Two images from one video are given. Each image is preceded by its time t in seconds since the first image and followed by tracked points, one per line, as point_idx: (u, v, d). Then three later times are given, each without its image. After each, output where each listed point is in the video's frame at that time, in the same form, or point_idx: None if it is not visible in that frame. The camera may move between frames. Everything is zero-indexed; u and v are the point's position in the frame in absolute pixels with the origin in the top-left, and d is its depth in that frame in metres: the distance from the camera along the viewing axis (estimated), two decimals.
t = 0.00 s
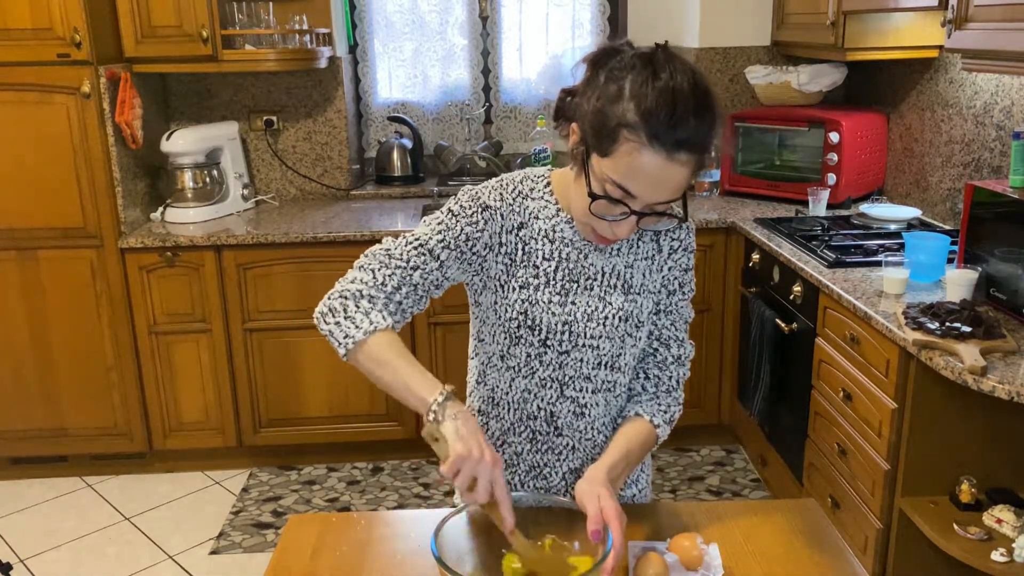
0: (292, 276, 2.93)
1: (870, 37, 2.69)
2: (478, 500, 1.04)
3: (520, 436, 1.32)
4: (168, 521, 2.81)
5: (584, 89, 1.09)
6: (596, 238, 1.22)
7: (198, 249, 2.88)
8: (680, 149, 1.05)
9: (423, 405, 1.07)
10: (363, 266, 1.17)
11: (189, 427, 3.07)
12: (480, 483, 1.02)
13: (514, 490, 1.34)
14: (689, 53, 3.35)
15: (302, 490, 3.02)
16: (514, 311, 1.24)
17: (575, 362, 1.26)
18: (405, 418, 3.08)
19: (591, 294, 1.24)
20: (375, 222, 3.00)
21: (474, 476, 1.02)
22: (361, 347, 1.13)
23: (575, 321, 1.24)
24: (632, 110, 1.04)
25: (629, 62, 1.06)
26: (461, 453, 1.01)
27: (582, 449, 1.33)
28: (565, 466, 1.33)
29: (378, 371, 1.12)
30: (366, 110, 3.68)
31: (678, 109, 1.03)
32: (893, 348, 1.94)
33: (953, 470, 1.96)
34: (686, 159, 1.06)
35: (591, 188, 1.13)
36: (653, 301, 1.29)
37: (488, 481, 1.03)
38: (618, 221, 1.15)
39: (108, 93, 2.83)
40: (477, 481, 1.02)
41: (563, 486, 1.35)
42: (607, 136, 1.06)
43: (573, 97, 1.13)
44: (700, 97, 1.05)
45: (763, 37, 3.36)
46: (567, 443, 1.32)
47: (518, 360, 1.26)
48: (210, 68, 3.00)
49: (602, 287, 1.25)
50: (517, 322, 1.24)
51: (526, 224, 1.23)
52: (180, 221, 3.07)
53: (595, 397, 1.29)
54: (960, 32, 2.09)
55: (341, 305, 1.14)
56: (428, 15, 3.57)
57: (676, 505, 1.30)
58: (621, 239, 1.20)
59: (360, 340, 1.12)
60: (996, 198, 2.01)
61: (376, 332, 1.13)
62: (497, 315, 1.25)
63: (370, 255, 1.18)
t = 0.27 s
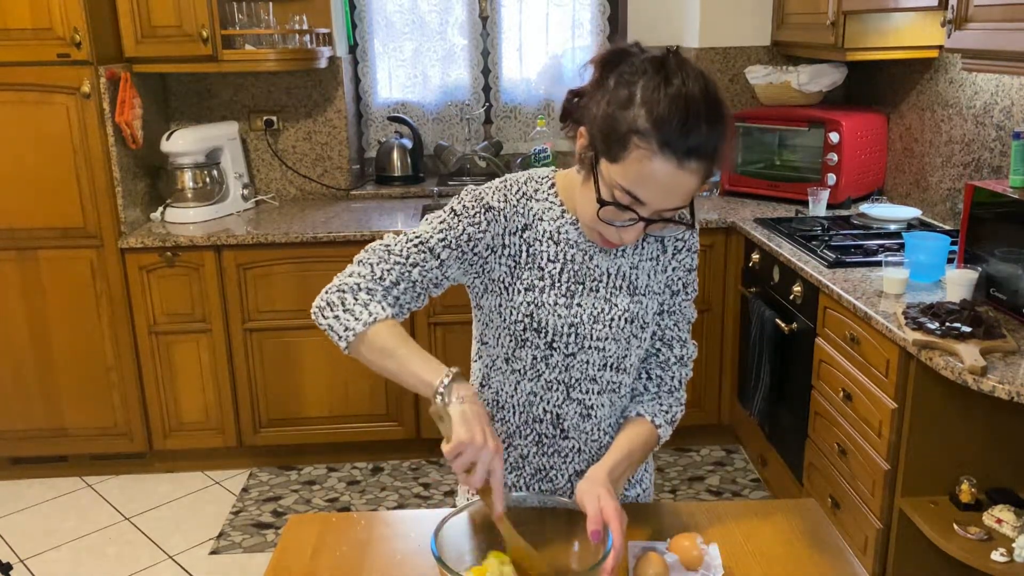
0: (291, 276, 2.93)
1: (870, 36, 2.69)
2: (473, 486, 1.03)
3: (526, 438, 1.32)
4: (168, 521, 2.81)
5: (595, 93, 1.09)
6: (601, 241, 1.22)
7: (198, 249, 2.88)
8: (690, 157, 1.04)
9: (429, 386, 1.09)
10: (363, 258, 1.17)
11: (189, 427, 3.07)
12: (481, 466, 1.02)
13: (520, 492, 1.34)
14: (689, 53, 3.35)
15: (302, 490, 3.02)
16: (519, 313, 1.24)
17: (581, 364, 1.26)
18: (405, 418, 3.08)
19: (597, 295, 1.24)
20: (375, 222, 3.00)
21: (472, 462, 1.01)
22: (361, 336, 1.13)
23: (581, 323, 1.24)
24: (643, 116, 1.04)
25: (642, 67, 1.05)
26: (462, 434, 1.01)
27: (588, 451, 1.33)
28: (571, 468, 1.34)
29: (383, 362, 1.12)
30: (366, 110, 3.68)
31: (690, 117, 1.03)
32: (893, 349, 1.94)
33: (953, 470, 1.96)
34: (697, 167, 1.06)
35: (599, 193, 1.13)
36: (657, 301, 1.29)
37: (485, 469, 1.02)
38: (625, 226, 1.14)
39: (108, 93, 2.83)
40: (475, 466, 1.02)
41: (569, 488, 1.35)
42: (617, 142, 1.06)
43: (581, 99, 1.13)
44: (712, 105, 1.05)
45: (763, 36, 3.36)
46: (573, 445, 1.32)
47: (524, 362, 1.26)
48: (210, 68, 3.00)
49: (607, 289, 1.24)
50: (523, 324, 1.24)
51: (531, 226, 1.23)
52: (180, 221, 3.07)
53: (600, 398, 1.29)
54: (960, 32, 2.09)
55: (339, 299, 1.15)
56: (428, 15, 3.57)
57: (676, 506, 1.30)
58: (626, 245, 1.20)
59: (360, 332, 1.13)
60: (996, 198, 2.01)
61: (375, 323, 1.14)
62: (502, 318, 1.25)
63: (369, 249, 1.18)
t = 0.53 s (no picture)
0: (291, 277, 2.93)
1: (870, 37, 2.69)
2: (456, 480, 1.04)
3: (531, 442, 1.32)
4: (168, 521, 2.81)
5: (600, 95, 1.09)
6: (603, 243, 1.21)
7: (198, 248, 2.88)
8: (697, 161, 1.05)
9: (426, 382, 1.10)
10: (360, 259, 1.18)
11: (189, 427, 3.07)
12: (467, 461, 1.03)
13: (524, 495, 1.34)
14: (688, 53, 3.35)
15: (302, 490, 3.02)
16: (523, 316, 1.24)
17: (586, 366, 1.26)
18: (405, 418, 3.08)
19: (600, 297, 1.24)
20: (375, 222, 3.00)
21: (461, 457, 1.03)
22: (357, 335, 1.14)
23: (585, 325, 1.24)
24: (650, 120, 1.04)
25: (648, 70, 1.05)
26: (453, 428, 1.02)
27: (592, 453, 1.33)
28: (575, 470, 1.34)
29: (383, 360, 1.13)
30: (366, 110, 3.68)
31: (697, 121, 1.03)
32: (893, 349, 1.94)
33: (953, 470, 1.96)
34: (703, 171, 1.06)
35: (605, 196, 1.13)
36: (660, 301, 1.30)
37: (472, 464, 1.03)
38: (628, 230, 1.14)
39: (108, 93, 2.83)
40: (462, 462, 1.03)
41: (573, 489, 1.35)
42: (624, 145, 1.06)
43: (584, 100, 1.13)
44: (718, 108, 1.05)
45: (763, 36, 3.36)
46: (577, 447, 1.32)
47: (528, 365, 1.26)
48: (210, 68, 3.00)
49: (611, 290, 1.25)
50: (528, 327, 1.24)
51: (533, 228, 1.23)
52: (180, 221, 3.07)
53: (604, 399, 1.29)
54: (960, 32, 2.09)
55: (336, 298, 1.15)
56: (428, 15, 3.57)
57: (677, 506, 1.30)
58: (630, 247, 1.20)
59: (357, 330, 1.13)
60: (996, 198, 2.01)
61: (372, 321, 1.14)
62: (506, 321, 1.25)
63: (368, 251, 1.18)
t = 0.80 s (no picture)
0: (291, 277, 2.93)
1: (870, 36, 2.69)
2: (444, 479, 1.03)
3: (532, 443, 1.32)
4: (168, 521, 2.81)
5: (598, 95, 1.09)
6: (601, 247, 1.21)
7: (198, 248, 2.88)
8: (696, 165, 1.05)
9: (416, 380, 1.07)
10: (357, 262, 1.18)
11: (188, 427, 3.07)
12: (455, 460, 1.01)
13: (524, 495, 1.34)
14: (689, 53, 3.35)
15: (302, 490, 3.02)
16: (521, 317, 1.24)
17: (585, 367, 1.26)
18: (405, 418, 3.08)
19: (598, 298, 1.24)
20: (375, 222, 3.00)
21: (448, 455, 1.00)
22: (350, 336, 1.12)
23: (584, 326, 1.24)
24: (649, 123, 1.04)
25: (647, 72, 1.05)
26: (438, 426, 1.00)
27: (593, 453, 1.33)
28: (576, 470, 1.34)
29: (370, 359, 1.12)
30: (366, 110, 3.68)
31: (696, 123, 1.03)
32: (893, 348, 1.94)
33: (954, 470, 1.96)
34: (701, 174, 1.06)
35: (602, 198, 1.12)
36: (659, 300, 1.29)
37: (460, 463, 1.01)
38: (625, 233, 1.13)
39: (108, 93, 2.83)
40: (450, 461, 1.01)
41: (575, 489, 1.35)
42: (622, 148, 1.06)
43: (582, 100, 1.13)
44: (717, 111, 1.05)
45: (763, 36, 3.36)
46: (579, 448, 1.32)
47: (528, 367, 1.26)
48: (211, 68, 2.99)
49: (609, 290, 1.25)
50: (527, 328, 1.24)
51: (530, 230, 1.23)
52: (180, 221, 3.07)
53: (604, 400, 1.29)
54: (960, 32, 2.09)
55: (330, 301, 1.15)
56: (428, 15, 3.57)
57: (677, 507, 1.30)
58: (626, 250, 1.19)
59: (350, 331, 1.12)
60: (996, 198, 2.01)
61: (364, 322, 1.13)
62: (505, 323, 1.25)
63: (364, 254, 1.18)
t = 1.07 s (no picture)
0: (291, 277, 2.93)
1: (870, 37, 2.69)
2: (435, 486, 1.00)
3: (531, 443, 1.32)
4: (168, 521, 2.81)
5: (594, 95, 1.09)
6: (597, 247, 1.20)
7: (198, 248, 2.88)
8: (691, 165, 1.05)
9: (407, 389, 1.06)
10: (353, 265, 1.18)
11: (189, 427, 3.07)
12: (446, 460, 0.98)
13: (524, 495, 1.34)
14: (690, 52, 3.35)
15: (302, 490, 3.02)
16: (519, 318, 1.24)
17: (583, 366, 1.26)
18: (405, 418, 3.08)
19: (595, 298, 1.24)
20: (375, 222, 3.00)
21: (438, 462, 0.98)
22: (345, 340, 1.12)
23: (581, 325, 1.24)
24: (644, 123, 1.04)
25: (642, 73, 1.06)
26: (429, 438, 0.97)
27: (593, 454, 1.33)
28: (575, 471, 1.34)
29: (364, 365, 1.11)
30: (366, 110, 3.68)
31: (691, 124, 1.03)
32: (892, 348, 1.94)
33: (953, 470, 1.96)
34: (696, 175, 1.06)
35: (597, 198, 1.12)
36: (656, 299, 1.29)
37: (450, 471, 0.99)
38: (620, 232, 1.13)
39: (108, 93, 2.83)
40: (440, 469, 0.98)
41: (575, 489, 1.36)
42: (617, 148, 1.06)
43: (576, 100, 1.13)
44: (712, 111, 1.05)
45: (763, 36, 3.36)
46: (578, 448, 1.32)
47: (525, 367, 1.26)
48: (211, 68, 2.99)
49: (606, 290, 1.25)
50: (524, 329, 1.24)
51: (525, 230, 1.23)
52: (180, 221, 3.07)
53: (604, 399, 1.29)
54: (960, 32, 2.09)
55: (326, 304, 1.14)
56: (427, 15, 3.57)
57: (677, 506, 1.30)
58: (621, 250, 1.19)
59: (345, 335, 1.12)
60: (996, 198, 2.01)
61: (358, 326, 1.12)
62: (502, 324, 1.25)
63: (361, 261, 1.18)
